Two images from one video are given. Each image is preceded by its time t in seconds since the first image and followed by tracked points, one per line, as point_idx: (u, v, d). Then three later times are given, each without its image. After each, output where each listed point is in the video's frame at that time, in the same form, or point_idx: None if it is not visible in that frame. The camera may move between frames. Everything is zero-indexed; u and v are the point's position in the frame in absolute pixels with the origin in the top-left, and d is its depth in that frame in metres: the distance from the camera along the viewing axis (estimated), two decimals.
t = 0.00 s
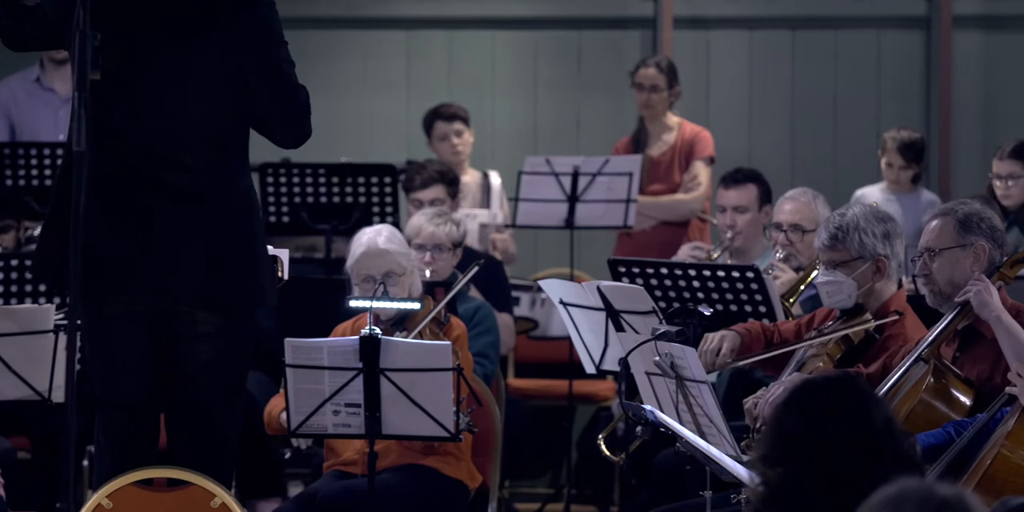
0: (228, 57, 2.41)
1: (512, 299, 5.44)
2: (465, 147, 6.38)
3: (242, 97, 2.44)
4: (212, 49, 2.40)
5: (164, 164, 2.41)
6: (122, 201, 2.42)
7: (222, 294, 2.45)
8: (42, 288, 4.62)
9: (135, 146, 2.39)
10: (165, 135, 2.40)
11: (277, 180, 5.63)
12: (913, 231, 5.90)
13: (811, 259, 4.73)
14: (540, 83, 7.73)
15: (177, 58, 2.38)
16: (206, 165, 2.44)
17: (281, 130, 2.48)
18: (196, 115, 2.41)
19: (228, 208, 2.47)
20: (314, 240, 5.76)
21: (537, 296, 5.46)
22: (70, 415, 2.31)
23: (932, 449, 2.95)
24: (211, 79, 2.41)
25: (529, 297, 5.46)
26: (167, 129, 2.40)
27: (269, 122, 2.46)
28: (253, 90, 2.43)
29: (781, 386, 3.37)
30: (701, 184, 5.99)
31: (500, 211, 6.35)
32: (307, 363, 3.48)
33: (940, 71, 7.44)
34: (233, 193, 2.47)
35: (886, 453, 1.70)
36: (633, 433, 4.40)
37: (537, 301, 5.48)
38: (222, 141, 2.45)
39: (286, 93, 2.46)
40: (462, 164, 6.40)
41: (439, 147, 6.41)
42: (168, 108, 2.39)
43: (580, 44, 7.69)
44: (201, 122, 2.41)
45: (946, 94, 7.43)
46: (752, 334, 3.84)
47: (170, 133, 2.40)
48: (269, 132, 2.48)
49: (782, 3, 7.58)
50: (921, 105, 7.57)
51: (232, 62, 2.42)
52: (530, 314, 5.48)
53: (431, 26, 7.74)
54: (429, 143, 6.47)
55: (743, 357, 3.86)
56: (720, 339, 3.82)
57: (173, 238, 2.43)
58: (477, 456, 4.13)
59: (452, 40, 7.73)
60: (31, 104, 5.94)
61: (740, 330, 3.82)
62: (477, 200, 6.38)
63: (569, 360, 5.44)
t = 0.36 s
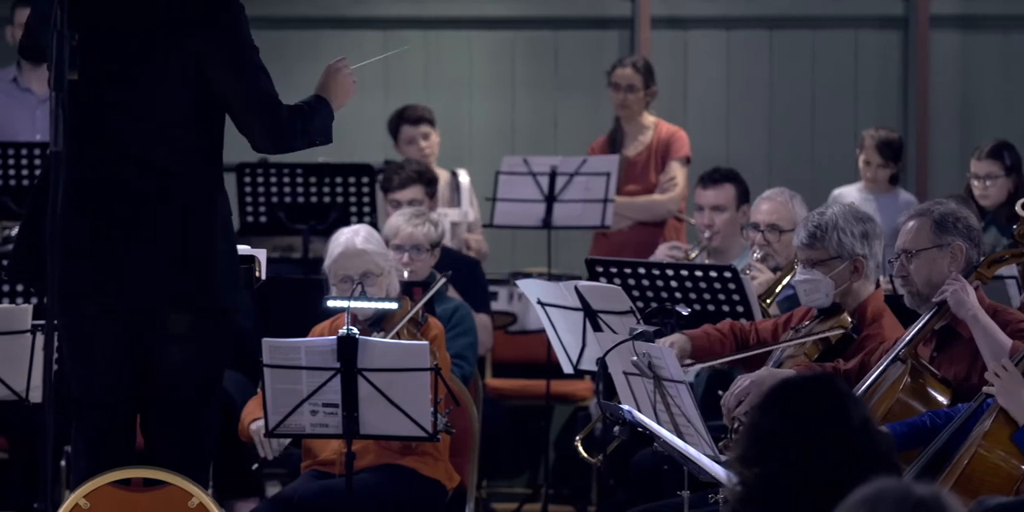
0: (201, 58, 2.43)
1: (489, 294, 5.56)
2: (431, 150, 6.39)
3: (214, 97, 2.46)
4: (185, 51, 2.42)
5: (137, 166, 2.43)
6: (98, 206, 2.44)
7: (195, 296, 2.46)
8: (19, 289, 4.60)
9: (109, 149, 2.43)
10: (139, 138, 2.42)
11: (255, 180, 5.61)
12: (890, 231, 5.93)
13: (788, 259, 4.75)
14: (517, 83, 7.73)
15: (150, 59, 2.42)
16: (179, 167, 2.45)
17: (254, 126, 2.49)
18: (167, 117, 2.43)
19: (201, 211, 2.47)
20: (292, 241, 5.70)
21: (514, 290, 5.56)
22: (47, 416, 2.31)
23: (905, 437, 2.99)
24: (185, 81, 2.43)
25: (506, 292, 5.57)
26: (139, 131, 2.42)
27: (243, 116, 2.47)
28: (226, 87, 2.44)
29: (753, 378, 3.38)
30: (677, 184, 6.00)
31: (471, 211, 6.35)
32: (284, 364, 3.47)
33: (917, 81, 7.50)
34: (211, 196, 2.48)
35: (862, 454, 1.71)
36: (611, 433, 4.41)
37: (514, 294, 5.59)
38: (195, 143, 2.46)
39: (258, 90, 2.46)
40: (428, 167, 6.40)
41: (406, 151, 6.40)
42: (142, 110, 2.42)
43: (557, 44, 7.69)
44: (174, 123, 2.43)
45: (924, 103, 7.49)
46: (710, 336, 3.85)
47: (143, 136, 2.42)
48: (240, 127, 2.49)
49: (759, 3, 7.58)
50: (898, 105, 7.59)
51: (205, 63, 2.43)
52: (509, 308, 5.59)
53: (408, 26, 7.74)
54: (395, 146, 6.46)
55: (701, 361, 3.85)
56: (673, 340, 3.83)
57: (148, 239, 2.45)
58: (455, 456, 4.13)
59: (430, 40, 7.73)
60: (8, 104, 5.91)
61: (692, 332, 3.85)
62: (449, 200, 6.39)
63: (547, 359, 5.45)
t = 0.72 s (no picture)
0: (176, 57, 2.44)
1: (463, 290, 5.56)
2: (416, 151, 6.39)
3: (188, 94, 2.47)
4: (160, 51, 2.44)
5: (114, 166, 2.45)
6: (76, 206, 2.47)
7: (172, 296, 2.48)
8: None
9: (86, 148, 2.45)
10: (115, 137, 2.45)
11: (233, 180, 5.59)
12: (868, 230, 5.95)
13: (766, 259, 4.76)
14: (496, 83, 7.73)
15: (125, 59, 2.44)
16: (158, 167, 2.47)
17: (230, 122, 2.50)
18: (142, 116, 2.44)
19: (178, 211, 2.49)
20: (270, 240, 5.71)
21: (488, 288, 5.57)
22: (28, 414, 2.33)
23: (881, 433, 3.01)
24: (160, 80, 2.45)
25: (480, 289, 5.57)
26: (116, 130, 2.44)
27: (219, 112, 2.48)
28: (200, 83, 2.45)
29: (724, 373, 3.36)
30: (651, 184, 6.01)
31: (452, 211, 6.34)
32: (262, 363, 3.46)
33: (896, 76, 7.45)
34: (188, 196, 2.50)
35: (840, 452, 1.71)
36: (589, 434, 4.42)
37: (488, 292, 5.59)
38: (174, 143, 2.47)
39: (231, 86, 2.47)
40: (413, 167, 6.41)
41: (391, 152, 6.40)
42: (118, 109, 2.44)
43: (536, 44, 7.69)
44: (149, 123, 2.45)
45: (903, 96, 7.45)
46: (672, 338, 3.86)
47: (119, 136, 2.44)
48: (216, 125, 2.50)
49: (737, 3, 7.56)
50: (876, 103, 7.57)
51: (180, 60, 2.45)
52: (483, 306, 5.59)
53: (386, 26, 7.74)
54: (381, 146, 6.45)
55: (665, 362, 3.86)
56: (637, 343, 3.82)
57: (125, 238, 2.47)
58: (433, 456, 4.13)
59: (408, 40, 7.73)
60: None
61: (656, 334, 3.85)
62: (428, 200, 6.38)
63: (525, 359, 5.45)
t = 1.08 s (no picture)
0: (157, 58, 2.43)
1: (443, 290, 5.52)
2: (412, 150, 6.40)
3: (172, 103, 2.45)
4: (143, 52, 2.43)
5: (94, 165, 2.46)
6: (58, 207, 2.47)
7: (155, 295, 2.48)
8: None
9: (67, 149, 2.45)
10: (97, 139, 2.45)
11: (215, 180, 5.57)
12: (851, 230, 5.97)
13: (748, 259, 4.78)
14: (477, 83, 7.73)
15: (101, 59, 2.43)
16: (139, 166, 2.46)
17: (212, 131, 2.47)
18: (124, 120, 2.44)
19: (159, 213, 2.49)
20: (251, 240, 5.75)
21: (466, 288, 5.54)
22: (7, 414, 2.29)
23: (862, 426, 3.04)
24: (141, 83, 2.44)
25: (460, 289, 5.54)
26: (98, 132, 2.44)
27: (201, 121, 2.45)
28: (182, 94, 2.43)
29: (695, 361, 3.37)
30: (631, 184, 6.03)
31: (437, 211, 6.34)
32: (244, 363, 3.47)
33: (877, 75, 7.45)
34: (172, 198, 2.50)
35: (822, 453, 1.72)
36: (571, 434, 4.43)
37: (468, 293, 5.56)
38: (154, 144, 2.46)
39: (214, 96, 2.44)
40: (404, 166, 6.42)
41: (386, 146, 6.40)
42: (99, 111, 2.44)
43: (517, 44, 7.69)
44: (130, 123, 2.44)
45: (883, 94, 7.45)
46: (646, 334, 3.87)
47: (100, 135, 2.44)
48: (201, 135, 2.48)
49: (718, 2, 7.57)
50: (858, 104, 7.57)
51: (162, 67, 2.43)
52: (463, 306, 5.54)
53: (368, 26, 7.74)
54: (377, 139, 6.45)
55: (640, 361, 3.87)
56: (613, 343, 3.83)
57: (109, 238, 2.48)
58: (416, 456, 4.13)
59: (390, 39, 7.74)
60: None
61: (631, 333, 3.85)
62: (415, 199, 6.39)
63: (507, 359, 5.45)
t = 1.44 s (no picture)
0: (138, 58, 2.45)
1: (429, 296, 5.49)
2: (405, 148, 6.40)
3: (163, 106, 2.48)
4: (122, 52, 2.45)
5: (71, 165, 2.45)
6: (38, 208, 2.47)
7: (127, 295, 2.47)
8: None
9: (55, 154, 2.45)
10: (81, 141, 2.45)
11: (197, 180, 5.56)
12: (833, 230, 5.99)
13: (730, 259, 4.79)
14: (460, 83, 7.73)
15: (80, 60, 2.44)
16: (116, 167, 2.46)
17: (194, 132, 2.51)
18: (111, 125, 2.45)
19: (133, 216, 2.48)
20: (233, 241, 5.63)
21: (454, 294, 5.50)
22: None
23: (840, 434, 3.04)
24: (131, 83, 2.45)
25: (446, 295, 5.51)
26: (76, 133, 2.45)
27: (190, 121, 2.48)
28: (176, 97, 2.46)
29: (668, 359, 3.38)
30: (611, 184, 6.04)
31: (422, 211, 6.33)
32: (226, 364, 3.46)
33: (859, 76, 7.46)
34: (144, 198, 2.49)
35: (807, 450, 1.73)
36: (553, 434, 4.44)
37: (455, 299, 5.52)
38: (135, 144, 2.47)
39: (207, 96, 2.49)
40: (396, 164, 6.39)
41: (380, 143, 6.40)
42: (86, 114, 2.44)
43: (500, 44, 7.70)
44: (110, 122, 2.45)
45: (864, 95, 7.46)
46: (628, 339, 3.86)
47: (80, 136, 2.45)
48: (184, 135, 2.51)
49: (702, 3, 7.59)
50: (840, 105, 7.57)
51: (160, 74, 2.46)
52: (450, 312, 5.51)
53: (350, 26, 7.74)
54: (371, 136, 6.45)
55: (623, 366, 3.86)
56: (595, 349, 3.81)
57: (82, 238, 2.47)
58: (397, 456, 4.13)
59: (372, 39, 7.74)
60: None
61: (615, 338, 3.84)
62: (406, 200, 6.40)
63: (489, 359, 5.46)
